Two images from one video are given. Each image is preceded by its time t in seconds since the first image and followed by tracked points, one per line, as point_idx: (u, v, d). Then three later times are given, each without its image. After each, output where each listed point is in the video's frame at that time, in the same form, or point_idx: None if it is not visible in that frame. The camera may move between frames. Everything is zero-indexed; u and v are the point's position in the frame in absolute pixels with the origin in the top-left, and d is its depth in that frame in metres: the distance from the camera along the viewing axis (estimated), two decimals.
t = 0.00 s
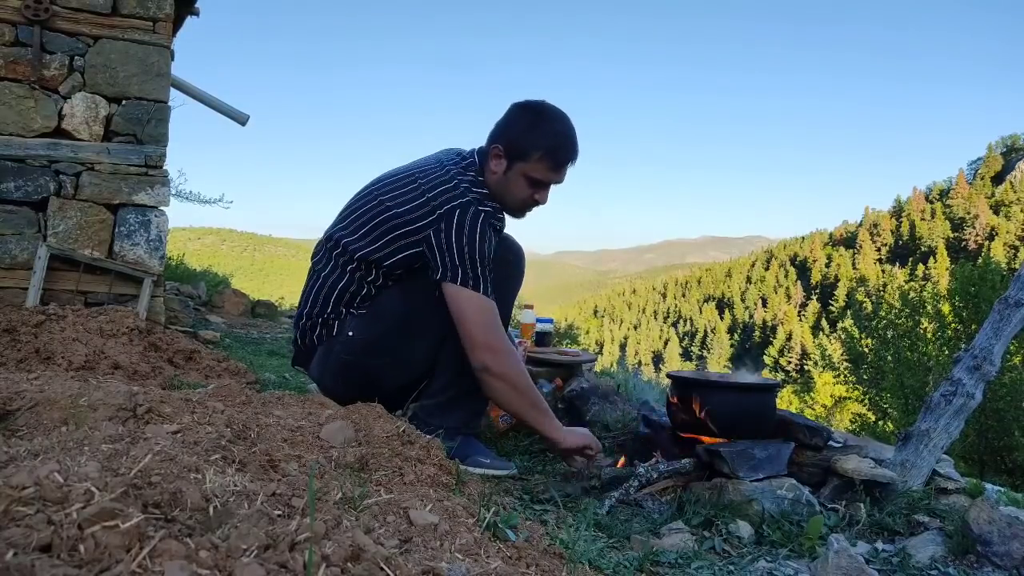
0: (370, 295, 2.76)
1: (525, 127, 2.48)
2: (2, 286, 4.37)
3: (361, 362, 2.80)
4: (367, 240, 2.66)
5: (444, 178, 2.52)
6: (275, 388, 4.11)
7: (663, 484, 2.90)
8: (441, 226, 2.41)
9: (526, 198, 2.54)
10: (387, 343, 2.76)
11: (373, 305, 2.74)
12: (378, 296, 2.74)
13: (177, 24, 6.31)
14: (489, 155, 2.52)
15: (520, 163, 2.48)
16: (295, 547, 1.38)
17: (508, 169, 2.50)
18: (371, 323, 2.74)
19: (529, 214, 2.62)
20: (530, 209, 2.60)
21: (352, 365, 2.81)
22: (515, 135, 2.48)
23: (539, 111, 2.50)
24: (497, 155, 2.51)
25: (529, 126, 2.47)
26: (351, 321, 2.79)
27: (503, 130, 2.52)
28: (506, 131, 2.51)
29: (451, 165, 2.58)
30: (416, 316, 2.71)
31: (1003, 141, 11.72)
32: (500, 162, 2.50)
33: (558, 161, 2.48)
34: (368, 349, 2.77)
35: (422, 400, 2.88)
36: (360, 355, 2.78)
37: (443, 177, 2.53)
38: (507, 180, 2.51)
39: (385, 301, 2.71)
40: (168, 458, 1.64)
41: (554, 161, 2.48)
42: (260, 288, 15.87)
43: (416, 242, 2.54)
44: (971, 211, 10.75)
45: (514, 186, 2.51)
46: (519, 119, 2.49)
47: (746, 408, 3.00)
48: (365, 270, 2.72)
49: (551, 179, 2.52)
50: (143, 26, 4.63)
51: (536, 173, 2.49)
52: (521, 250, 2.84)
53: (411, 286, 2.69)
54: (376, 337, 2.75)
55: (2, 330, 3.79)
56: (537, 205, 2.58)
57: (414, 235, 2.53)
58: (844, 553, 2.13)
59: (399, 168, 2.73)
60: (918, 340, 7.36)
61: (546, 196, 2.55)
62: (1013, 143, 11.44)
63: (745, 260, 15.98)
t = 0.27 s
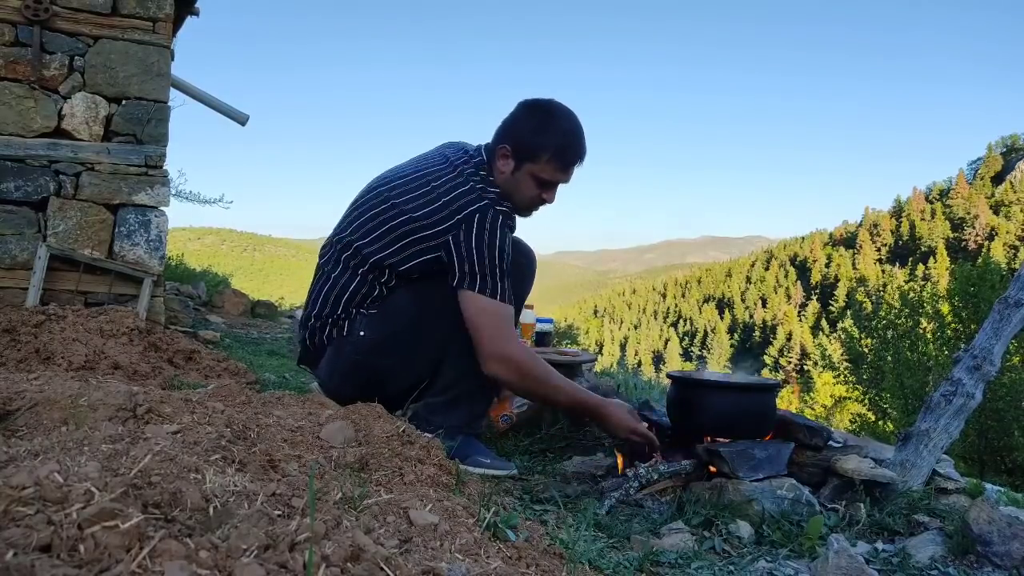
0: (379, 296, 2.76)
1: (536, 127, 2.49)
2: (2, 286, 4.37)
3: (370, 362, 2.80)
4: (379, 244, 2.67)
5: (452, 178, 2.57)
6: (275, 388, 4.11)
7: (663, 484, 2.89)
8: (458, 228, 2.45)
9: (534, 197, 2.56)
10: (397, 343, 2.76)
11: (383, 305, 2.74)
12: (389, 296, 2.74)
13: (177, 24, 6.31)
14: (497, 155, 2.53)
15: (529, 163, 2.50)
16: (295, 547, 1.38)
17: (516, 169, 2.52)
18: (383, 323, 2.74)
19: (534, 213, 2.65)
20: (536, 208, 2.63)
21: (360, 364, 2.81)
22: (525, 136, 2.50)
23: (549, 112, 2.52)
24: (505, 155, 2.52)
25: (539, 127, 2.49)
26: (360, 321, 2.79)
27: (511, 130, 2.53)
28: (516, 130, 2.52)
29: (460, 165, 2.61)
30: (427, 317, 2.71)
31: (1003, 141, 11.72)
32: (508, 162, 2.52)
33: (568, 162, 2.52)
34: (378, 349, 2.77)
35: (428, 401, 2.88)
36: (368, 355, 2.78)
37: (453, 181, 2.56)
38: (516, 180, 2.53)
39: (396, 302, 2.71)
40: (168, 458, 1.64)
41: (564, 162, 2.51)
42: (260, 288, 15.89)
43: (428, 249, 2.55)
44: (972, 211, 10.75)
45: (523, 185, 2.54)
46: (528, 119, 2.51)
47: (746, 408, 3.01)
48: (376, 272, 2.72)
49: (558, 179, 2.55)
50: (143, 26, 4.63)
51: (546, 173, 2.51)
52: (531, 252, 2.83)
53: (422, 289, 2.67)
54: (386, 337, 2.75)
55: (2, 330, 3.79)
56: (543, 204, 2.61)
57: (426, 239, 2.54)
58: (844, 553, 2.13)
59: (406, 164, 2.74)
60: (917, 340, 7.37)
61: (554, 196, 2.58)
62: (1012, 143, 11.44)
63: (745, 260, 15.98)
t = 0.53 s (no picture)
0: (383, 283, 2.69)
1: (607, 92, 2.63)
2: (3, 286, 4.37)
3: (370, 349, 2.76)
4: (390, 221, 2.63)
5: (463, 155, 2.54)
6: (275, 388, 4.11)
7: (662, 484, 2.89)
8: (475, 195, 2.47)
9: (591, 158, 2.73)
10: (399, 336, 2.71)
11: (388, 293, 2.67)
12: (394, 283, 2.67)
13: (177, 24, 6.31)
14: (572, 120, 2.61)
15: (609, 129, 2.66)
16: (295, 547, 1.38)
17: (597, 133, 2.65)
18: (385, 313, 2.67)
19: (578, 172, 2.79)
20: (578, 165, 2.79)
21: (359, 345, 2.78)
22: (598, 103, 2.62)
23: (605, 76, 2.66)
24: (585, 120, 2.62)
25: (614, 92, 2.64)
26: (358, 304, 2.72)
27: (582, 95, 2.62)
28: (593, 94, 2.62)
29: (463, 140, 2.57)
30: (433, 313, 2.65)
31: (1003, 141, 11.71)
32: (589, 126, 2.62)
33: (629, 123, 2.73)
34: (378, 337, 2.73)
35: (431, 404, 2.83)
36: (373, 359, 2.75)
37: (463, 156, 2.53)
38: (592, 143, 2.66)
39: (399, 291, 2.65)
40: (168, 458, 1.64)
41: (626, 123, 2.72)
42: (260, 288, 15.90)
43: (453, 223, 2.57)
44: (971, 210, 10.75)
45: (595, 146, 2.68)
46: (604, 85, 2.63)
47: (745, 408, 3.01)
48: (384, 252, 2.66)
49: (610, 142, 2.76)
50: (143, 26, 4.63)
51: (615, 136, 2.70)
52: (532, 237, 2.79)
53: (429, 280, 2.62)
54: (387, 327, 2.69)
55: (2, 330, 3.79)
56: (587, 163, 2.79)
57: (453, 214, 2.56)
58: (844, 553, 2.13)
59: (410, 136, 2.70)
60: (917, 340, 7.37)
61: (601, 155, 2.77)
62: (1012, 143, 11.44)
63: (745, 260, 15.98)
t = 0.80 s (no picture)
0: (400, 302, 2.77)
1: (563, 111, 2.73)
2: (2, 286, 4.37)
3: (385, 374, 2.78)
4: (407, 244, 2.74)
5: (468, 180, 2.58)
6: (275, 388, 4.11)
7: (662, 483, 2.90)
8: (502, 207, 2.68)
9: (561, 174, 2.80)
10: (412, 350, 2.75)
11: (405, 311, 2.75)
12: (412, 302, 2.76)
13: (177, 24, 6.31)
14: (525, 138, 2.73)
15: (565, 144, 2.74)
16: (295, 547, 1.38)
17: (551, 150, 2.73)
18: (401, 330, 2.74)
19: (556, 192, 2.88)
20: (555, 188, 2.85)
21: (375, 374, 2.80)
22: (549, 123, 2.72)
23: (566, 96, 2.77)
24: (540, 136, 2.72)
25: (566, 112, 2.73)
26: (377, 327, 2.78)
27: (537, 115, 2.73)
28: (544, 114, 2.73)
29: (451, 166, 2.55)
30: (449, 324, 2.74)
31: (1003, 141, 11.71)
32: (542, 143, 2.72)
33: (592, 139, 2.80)
34: (393, 357, 2.76)
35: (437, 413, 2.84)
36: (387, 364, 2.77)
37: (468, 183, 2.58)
38: (550, 159, 2.74)
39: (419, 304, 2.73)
40: (168, 458, 1.64)
41: (589, 140, 2.79)
42: (260, 288, 15.91)
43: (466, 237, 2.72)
44: (972, 210, 10.75)
45: (556, 164, 2.76)
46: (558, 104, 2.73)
47: (746, 408, 3.01)
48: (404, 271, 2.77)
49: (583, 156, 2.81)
50: (143, 26, 4.63)
51: (577, 151, 2.77)
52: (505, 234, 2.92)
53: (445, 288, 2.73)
54: (404, 347, 2.74)
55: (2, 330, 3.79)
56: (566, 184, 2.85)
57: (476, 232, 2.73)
58: (844, 553, 2.13)
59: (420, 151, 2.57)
60: (917, 340, 7.37)
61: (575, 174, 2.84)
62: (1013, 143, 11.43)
63: (745, 260, 15.98)
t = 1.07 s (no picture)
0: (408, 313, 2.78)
1: (602, 126, 2.62)
2: (2, 286, 4.37)
3: (394, 383, 2.82)
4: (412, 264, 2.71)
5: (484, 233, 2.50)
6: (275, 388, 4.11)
7: (661, 483, 2.90)
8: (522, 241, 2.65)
9: (602, 192, 2.70)
10: (419, 364, 2.77)
11: (414, 325, 2.76)
12: (420, 316, 2.76)
13: (177, 24, 6.31)
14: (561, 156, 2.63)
15: (605, 162, 2.63)
16: (295, 547, 1.37)
17: (590, 169, 2.64)
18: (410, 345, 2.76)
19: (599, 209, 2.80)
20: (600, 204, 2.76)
21: (384, 383, 2.83)
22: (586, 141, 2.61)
23: (606, 108, 2.66)
24: (576, 156, 2.62)
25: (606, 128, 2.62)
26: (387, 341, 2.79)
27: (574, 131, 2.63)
28: (582, 130, 2.62)
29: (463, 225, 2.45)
30: (456, 340, 2.75)
31: (1003, 141, 11.71)
32: (579, 162, 2.63)
33: (635, 153, 2.68)
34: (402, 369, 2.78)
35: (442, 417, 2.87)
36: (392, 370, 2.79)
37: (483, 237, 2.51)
38: (589, 179, 2.65)
39: (426, 320, 2.73)
40: (168, 458, 1.63)
41: (632, 154, 2.67)
42: (260, 288, 15.92)
43: (481, 262, 2.67)
44: (971, 210, 10.75)
45: (596, 183, 2.66)
46: (596, 120, 2.63)
47: (745, 408, 3.00)
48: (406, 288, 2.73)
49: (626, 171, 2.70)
50: (143, 26, 4.63)
51: (618, 168, 2.66)
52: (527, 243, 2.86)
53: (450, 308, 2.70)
54: (413, 361, 2.76)
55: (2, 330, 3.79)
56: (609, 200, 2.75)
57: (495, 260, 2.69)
58: (844, 553, 2.13)
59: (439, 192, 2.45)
60: (917, 340, 7.38)
61: (618, 190, 2.73)
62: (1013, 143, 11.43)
63: (745, 260, 15.98)
